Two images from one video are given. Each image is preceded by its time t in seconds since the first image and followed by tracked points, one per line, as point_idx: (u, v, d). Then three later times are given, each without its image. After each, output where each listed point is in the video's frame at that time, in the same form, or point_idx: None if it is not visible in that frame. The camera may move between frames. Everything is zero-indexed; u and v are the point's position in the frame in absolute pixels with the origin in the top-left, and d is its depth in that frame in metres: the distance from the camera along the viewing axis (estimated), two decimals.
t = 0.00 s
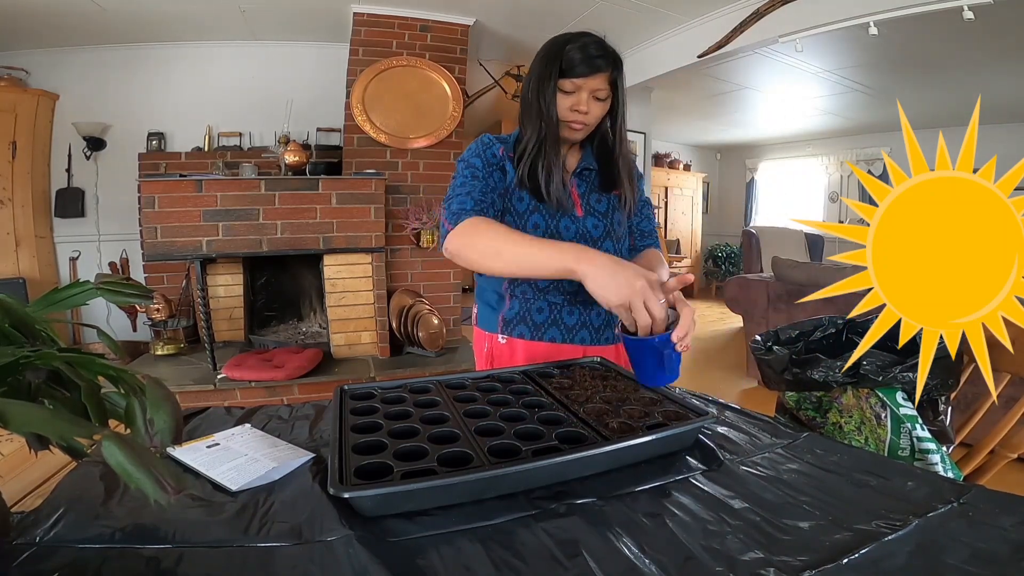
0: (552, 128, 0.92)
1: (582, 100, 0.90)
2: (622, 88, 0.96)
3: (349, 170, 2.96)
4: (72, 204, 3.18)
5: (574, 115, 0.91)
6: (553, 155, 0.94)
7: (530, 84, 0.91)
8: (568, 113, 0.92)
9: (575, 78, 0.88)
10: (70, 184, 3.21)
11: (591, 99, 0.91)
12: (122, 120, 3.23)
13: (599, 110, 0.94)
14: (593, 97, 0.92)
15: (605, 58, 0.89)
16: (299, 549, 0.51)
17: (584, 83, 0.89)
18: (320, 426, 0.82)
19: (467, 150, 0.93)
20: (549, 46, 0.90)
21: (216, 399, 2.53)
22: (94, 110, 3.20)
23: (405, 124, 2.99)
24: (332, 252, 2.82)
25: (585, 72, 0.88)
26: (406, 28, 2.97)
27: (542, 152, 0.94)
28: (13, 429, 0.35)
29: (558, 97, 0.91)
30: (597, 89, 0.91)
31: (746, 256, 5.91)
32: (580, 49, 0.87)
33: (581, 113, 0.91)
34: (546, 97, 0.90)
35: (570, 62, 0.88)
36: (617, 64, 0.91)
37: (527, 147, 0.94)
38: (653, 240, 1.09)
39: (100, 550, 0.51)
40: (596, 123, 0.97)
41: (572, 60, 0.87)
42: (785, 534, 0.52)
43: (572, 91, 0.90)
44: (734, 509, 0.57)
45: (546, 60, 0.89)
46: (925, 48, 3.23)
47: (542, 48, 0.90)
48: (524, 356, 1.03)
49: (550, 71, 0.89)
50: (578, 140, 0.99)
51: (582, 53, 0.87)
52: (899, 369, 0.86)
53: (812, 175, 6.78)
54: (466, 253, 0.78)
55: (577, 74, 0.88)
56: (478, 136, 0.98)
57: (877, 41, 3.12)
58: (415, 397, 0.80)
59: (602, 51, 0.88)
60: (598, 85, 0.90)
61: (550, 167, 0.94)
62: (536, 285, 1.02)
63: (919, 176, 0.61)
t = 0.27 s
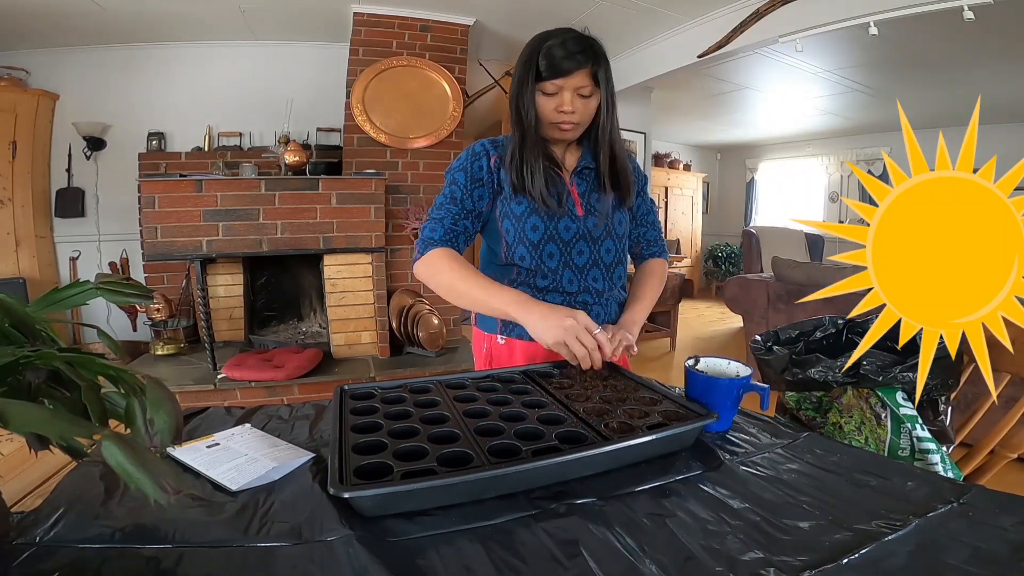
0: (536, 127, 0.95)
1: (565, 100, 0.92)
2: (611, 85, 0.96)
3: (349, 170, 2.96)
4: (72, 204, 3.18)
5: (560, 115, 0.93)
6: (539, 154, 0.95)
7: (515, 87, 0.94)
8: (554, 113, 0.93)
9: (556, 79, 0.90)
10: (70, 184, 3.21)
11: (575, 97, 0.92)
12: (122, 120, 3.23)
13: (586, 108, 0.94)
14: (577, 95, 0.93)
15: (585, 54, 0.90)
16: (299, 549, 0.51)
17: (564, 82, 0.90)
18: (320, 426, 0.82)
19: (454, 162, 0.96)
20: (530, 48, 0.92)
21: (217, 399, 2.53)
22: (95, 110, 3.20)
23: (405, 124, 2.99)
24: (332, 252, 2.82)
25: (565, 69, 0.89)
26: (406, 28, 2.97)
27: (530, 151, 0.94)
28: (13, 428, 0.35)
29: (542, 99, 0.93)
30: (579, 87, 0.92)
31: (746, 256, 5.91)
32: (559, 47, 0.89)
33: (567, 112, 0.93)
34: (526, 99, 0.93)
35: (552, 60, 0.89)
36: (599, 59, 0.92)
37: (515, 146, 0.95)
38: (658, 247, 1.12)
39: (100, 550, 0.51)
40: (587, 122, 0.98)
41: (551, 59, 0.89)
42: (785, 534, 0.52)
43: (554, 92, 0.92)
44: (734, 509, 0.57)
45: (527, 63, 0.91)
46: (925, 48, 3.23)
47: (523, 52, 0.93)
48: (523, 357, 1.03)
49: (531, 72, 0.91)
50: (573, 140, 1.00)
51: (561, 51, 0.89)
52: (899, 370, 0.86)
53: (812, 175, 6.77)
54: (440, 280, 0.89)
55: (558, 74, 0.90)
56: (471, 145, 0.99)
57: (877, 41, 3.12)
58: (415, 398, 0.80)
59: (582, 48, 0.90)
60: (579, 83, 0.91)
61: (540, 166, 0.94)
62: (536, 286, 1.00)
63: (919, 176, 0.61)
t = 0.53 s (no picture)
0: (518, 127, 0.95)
1: (546, 96, 0.90)
2: (593, 76, 0.94)
3: (349, 170, 2.96)
4: (72, 204, 3.18)
5: (543, 112, 0.92)
6: (523, 155, 0.95)
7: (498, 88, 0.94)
8: (537, 110, 0.92)
9: (534, 76, 0.89)
10: (69, 184, 3.21)
11: (556, 92, 0.91)
12: (122, 120, 3.23)
13: (570, 102, 0.92)
14: (559, 89, 0.91)
15: (560, 47, 0.89)
16: (299, 549, 0.51)
17: (542, 77, 0.89)
18: (320, 426, 0.82)
19: (447, 171, 0.97)
20: (509, 47, 0.92)
21: (217, 399, 2.53)
22: (95, 110, 3.20)
23: (405, 124, 2.99)
24: (332, 252, 2.82)
25: (542, 65, 0.88)
26: (406, 28, 2.97)
27: (513, 152, 0.94)
28: (13, 428, 0.35)
29: (525, 97, 0.92)
30: (560, 81, 0.90)
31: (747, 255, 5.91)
32: (536, 42, 0.88)
33: (550, 108, 0.91)
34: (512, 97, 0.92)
35: (529, 57, 0.89)
36: (578, 52, 0.90)
37: (499, 149, 0.95)
38: (655, 243, 1.08)
39: (100, 550, 0.51)
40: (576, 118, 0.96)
41: (528, 54, 0.88)
42: (785, 534, 0.52)
43: (535, 89, 0.90)
44: (734, 509, 0.57)
45: (507, 62, 0.91)
46: (925, 48, 3.23)
47: (504, 51, 0.92)
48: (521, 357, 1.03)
49: (509, 71, 0.91)
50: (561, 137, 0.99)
51: (536, 47, 0.88)
52: (899, 369, 0.87)
53: (812, 175, 6.77)
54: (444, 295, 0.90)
55: (536, 70, 0.89)
56: (461, 152, 0.99)
57: (877, 41, 3.12)
58: (415, 397, 0.80)
59: (557, 41, 0.89)
60: (559, 76, 0.89)
61: (524, 168, 0.94)
62: (531, 290, 1.00)
63: (920, 176, 0.61)
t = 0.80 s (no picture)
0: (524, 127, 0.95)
1: (554, 99, 0.91)
2: (599, 81, 0.95)
3: (349, 170, 2.96)
4: (72, 205, 3.18)
5: (550, 114, 0.92)
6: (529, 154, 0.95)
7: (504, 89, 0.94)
8: (544, 112, 0.93)
9: (543, 79, 0.90)
10: (69, 184, 3.21)
11: (563, 95, 0.91)
12: (122, 120, 3.23)
13: (576, 105, 0.93)
14: (566, 93, 0.92)
15: (569, 52, 0.89)
16: (299, 549, 0.51)
17: (550, 81, 0.90)
18: (320, 426, 0.82)
19: (447, 166, 0.96)
20: (517, 49, 0.92)
21: (217, 399, 2.53)
22: (95, 110, 3.20)
23: (405, 124, 2.99)
24: (332, 252, 2.82)
25: (550, 68, 0.89)
26: (406, 28, 2.97)
27: (519, 151, 0.94)
28: (13, 429, 0.35)
29: (531, 99, 0.92)
30: (567, 85, 0.91)
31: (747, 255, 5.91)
32: (544, 46, 0.89)
33: (557, 110, 0.92)
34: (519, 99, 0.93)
35: (537, 59, 0.89)
36: (586, 58, 0.91)
37: (503, 147, 0.95)
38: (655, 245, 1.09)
39: (100, 550, 0.51)
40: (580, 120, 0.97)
41: (537, 59, 0.89)
42: (785, 534, 0.52)
43: (543, 91, 0.91)
44: (734, 509, 0.58)
45: (514, 64, 0.91)
46: (926, 48, 3.23)
47: (511, 53, 0.93)
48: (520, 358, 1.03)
49: (517, 73, 0.91)
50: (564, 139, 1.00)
51: (544, 50, 0.88)
52: (899, 369, 0.87)
53: (812, 175, 6.77)
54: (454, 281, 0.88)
55: (544, 73, 0.89)
56: (463, 149, 0.99)
57: (877, 41, 3.12)
58: (415, 397, 0.80)
59: (566, 45, 0.89)
60: (567, 80, 0.90)
61: (528, 166, 0.94)
62: (531, 288, 1.00)
63: (919, 176, 0.61)
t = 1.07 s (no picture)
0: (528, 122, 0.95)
1: (559, 93, 0.91)
2: (603, 77, 0.95)
3: (349, 170, 2.96)
4: (72, 205, 3.18)
5: (554, 109, 0.92)
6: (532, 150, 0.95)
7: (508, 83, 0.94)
8: (549, 107, 0.93)
9: (548, 72, 0.90)
10: (69, 184, 3.21)
11: (568, 89, 0.92)
12: (122, 120, 3.23)
13: (581, 100, 0.93)
14: (570, 88, 0.92)
15: (573, 46, 0.90)
16: (299, 549, 0.51)
17: (555, 74, 0.90)
18: (320, 426, 0.82)
19: (446, 162, 0.96)
20: (522, 45, 0.93)
21: (217, 399, 2.53)
22: (95, 110, 3.20)
23: (405, 124, 2.99)
24: (332, 252, 2.82)
25: (555, 62, 0.89)
26: (406, 28, 2.97)
27: (521, 147, 0.94)
28: (13, 429, 0.35)
29: (536, 93, 0.93)
30: (572, 79, 0.91)
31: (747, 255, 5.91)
32: (549, 40, 0.89)
33: (561, 104, 0.92)
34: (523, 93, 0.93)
35: (543, 54, 0.89)
36: (591, 53, 0.92)
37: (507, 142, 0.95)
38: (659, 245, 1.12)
39: (100, 550, 0.51)
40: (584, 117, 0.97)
41: (542, 53, 0.89)
42: (785, 534, 0.52)
43: (548, 85, 0.91)
44: (734, 509, 0.58)
45: (519, 58, 0.92)
46: (926, 48, 3.23)
47: (516, 48, 0.93)
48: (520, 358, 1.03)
49: (522, 66, 0.92)
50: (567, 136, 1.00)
51: (549, 44, 0.89)
52: (899, 369, 0.87)
53: (812, 175, 6.78)
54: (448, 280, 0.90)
55: (549, 67, 0.89)
56: (463, 145, 0.99)
57: (877, 41, 3.12)
58: (416, 397, 0.80)
59: (572, 40, 0.90)
60: (572, 74, 0.91)
61: (530, 162, 0.94)
62: (531, 289, 0.99)
63: (919, 176, 0.61)
